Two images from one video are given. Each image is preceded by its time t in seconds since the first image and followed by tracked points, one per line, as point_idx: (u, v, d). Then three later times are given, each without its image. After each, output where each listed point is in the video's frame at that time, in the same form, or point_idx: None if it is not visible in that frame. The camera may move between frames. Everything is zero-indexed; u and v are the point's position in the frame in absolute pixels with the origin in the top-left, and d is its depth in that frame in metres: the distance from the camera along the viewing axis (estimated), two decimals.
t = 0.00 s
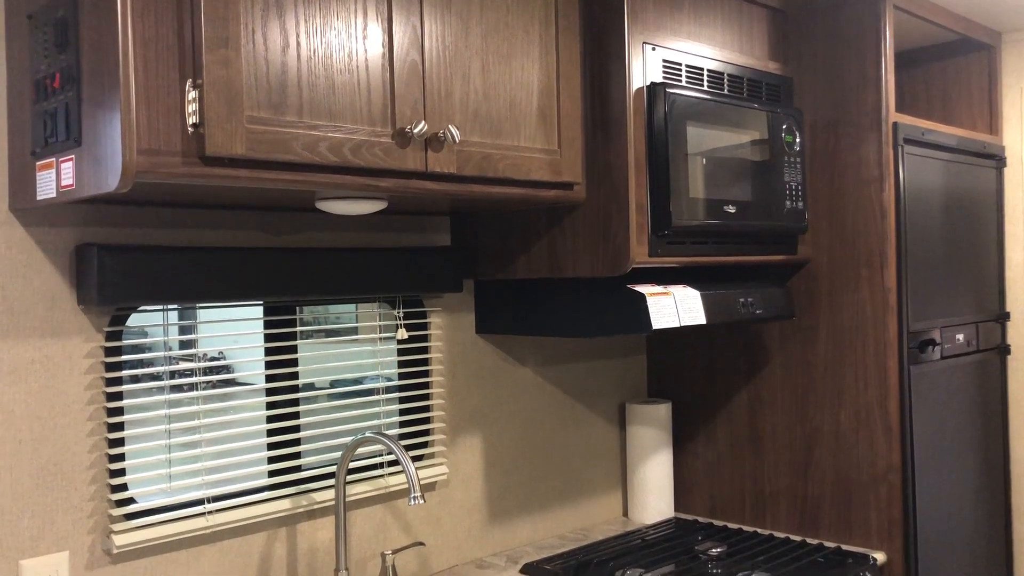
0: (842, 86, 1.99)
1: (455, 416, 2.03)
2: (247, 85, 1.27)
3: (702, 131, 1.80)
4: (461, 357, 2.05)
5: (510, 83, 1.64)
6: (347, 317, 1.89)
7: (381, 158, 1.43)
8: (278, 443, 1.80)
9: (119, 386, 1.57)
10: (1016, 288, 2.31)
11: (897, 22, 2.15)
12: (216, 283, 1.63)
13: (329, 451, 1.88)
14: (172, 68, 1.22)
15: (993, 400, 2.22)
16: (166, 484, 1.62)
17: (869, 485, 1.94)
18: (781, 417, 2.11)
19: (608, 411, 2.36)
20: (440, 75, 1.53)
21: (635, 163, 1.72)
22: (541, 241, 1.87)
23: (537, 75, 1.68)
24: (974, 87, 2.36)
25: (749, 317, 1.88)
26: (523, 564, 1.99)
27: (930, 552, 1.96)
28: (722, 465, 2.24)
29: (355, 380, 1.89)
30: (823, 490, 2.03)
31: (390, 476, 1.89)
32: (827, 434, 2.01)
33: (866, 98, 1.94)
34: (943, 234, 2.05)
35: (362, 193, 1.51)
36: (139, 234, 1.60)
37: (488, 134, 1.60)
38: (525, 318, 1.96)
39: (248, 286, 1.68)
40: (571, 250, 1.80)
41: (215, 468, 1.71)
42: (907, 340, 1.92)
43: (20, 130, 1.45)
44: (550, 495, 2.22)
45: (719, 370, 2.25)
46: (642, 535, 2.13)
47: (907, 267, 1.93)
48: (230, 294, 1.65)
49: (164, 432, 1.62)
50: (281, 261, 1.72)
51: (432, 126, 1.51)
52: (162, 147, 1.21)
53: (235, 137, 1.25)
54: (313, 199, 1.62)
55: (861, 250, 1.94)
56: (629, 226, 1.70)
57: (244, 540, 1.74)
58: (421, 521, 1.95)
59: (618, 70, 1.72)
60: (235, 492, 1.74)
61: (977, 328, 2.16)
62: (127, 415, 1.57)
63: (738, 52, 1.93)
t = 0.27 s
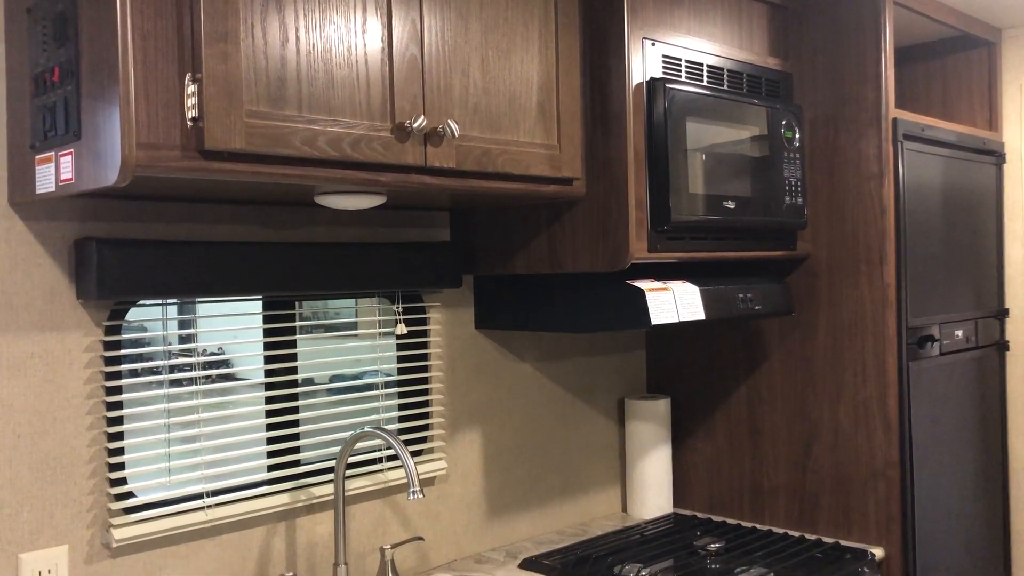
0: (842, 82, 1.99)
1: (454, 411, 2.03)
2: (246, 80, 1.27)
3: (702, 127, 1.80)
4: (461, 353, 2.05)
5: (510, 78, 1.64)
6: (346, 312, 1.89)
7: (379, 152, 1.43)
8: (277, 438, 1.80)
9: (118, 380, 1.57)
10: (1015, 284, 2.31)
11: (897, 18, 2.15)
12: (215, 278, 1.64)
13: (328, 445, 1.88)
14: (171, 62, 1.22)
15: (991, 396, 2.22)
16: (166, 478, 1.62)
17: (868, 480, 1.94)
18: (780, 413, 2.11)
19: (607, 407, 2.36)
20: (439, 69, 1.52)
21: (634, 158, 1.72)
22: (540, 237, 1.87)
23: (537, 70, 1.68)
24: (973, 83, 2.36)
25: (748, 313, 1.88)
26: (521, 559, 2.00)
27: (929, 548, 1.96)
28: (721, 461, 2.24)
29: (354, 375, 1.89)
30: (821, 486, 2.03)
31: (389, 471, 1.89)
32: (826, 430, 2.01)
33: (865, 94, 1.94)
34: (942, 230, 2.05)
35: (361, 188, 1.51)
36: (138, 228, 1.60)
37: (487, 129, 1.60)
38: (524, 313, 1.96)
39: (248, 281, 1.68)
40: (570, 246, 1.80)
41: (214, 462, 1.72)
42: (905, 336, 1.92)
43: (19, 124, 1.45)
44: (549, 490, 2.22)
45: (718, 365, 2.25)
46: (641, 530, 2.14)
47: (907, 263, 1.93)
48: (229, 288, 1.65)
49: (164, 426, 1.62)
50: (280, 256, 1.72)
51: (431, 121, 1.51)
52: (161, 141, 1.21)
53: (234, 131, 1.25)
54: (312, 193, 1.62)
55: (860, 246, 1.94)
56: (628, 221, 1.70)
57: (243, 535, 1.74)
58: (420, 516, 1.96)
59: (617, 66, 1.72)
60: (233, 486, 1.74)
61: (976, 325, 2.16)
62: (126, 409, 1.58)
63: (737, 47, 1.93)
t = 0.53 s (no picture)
0: (837, 77, 1.99)
1: (450, 404, 2.04)
2: (242, 73, 1.27)
3: (698, 121, 1.80)
4: (457, 346, 2.06)
5: (506, 72, 1.64)
6: (342, 305, 1.89)
7: (375, 146, 1.43)
8: (273, 431, 1.80)
9: (114, 373, 1.57)
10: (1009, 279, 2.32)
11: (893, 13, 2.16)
12: (211, 271, 1.64)
13: (324, 438, 1.89)
14: (168, 55, 1.22)
15: (985, 391, 2.23)
16: (162, 471, 1.63)
17: (861, 474, 1.95)
18: (774, 407, 2.12)
19: (602, 400, 2.37)
20: (435, 63, 1.52)
21: (630, 153, 1.72)
22: (536, 231, 1.88)
23: (532, 64, 1.68)
24: (968, 78, 2.36)
25: (743, 307, 1.89)
26: (517, 552, 2.01)
27: (922, 541, 1.97)
28: (715, 454, 2.25)
29: (350, 368, 1.90)
30: (815, 479, 2.04)
31: (385, 464, 1.90)
32: (821, 423, 2.02)
33: (861, 89, 1.95)
34: (937, 225, 2.06)
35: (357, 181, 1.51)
36: (134, 221, 1.61)
37: (483, 122, 1.60)
38: (519, 307, 1.96)
39: (244, 274, 1.68)
40: (566, 239, 1.81)
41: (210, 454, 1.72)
42: (900, 330, 1.93)
43: (15, 117, 1.45)
44: (545, 483, 2.23)
45: (713, 359, 2.26)
46: (636, 523, 2.15)
47: (901, 258, 1.94)
48: (225, 281, 1.66)
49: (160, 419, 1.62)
50: (276, 249, 1.73)
51: (428, 114, 1.51)
52: (157, 134, 1.21)
53: (230, 125, 1.25)
54: (308, 187, 1.62)
55: (855, 241, 1.95)
56: (623, 215, 1.70)
57: (239, 527, 1.75)
58: (416, 508, 1.96)
59: (613, 60, 1.72)
60: (230, 479, 1.75)
61: (970, 319, 2.17)
62: (122, 401, 1.58)
63: (733, 42, 1.93)
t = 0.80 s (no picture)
0: (832, 65, 1.99)
1: (444, 391, 2.04)
2: (235, 58, 1.27)
3: (692, 108, 1.80)
4: (450, 334, 2.06)
5: (500, 58, 1.64)
6: (336, 293, 1.89)
7: (368, 131, 1.43)
8: (266, 417, 1.80)
9: (107, 359, 1.57)
10: (1001, 267, 2.32)
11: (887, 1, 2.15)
12: (205, 258, 1.64)
13: (318, 425, 1.89)
14: (160, 39, 1.22)
15: (976, 379, 2.24)
16: (156, 457, 1.63)
17: (854, 461, 1.96)
18: (768, 395, 2.13)
19: (596, 388, 2.37)
20: (429, 49, 1.52)
21: (624, 140, 1.72)
22: (530, 218, 1.88)
23: (526, 50, 1.68)
24: (962, 67, 2.37)
25: (736, 294, 1.90)
26: (510, 538, 2.02)
27: (913, 528, 1.98)
28: (708, 442, 2.26)
29: (344, 355, 1.90)
30: (808, 466, 2.05)
31: (379, 451, 1.90)
32: (813, 411, 2.03)
33: (855, 78, 1.95)
34: (930, 213, 2.06)
35: (350, 166, 1.51)
36: (127, 207, 1.60)
37: (477, 108, 1.60)
38: (514, 294, 1.97)
39: (237, 260, 1.68)
40: (560, 226, 1.81)
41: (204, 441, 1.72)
42: (893, 318, 1.94)
43: (6, 101, 1.44)
44: (538, 471, 2.23)
45: (707, 347, 2.26)
46: (629, 510, 2.16)
47: (894, 246, 1.94)
48: (218, 267, 1.66)
49: (153, 405, 1.62)
50: (269, 235, 1.72)
51: (421, 100, 1.51)
52: (150, 118, 1.21)
53: (223, 109, 1.25)
54: (301, 172, 1.62)
55: (848, 229, 1.95)
56: (617, 202, 1.70)
57: (233, 514, 1.75)
58: (410, 495, 1.97)
59: (608, 47, 1.72)
60: (223, 465, 1.75)
61: (962, 307, 2.18)
62: (115, 387, 1.58)
63: (727, 29, 1.93)
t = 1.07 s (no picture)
0: (828, 49, 1.99)
1: (439, 374, 2.04)
2: (230, 38, 1.26)
3: (687, 91, 1.80)
4: (446, 317, 2.06)
5: (495, 40, 1.63)
6: (331, 275, 1.89)
7: (364, 112, 1.43)
8: (262, 400, 1.80)
9: (102, 340, 1.57)
10: (995, 252, 2.33)
11: None
12: (200, 240, 1.63)
13: (313, 407, 1.89)
14: (154, 17, 1.21)
15: (969, 363, 2.25)
16: (151, 438, 1.63)
17: (846, 444, 1.97)
18: (761, 378, 2.13)
19: (591, 372, 2.38)
20: (424, 30, 1.51)
21: (620, 123, 1.72)
22: (525, 201, 1.88)
23: (522, 32, 1.68)
24: (957, 52, 2.37)
25: (731, 278, 1.90)
26: (505, 520, 2.03)
27: (905, 510, 2.00)
28: (702, 426, 2.27)
29: (339, 338, 1.90)
30: (801, 449, 2.06)
31: (374, 433, 1.91)
32: (807, 394, 2.04)
33: (850, 62, 1.95)
34: (924, 197, 2.07)
35: (346, 148, 1.50)
36: (121, 188, 1.60)
37: (473, 90, 1.60)
38: (509, 277, 1.97)
39: (232, 242, 1.68)
40: (555, 209, 1.81)
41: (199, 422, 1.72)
42: (887, 302, 1.95)
43: None
44: (533, 454, 2.24)
45: (701, 332, 2.27)
46: (623, 493, 2.17)
47: (889, 230, 1.95)
48: (213, 249, 1.65)
49: (148, 386, 1.62)
50: (264, 217, 1.72)
51: (417, 81, 1.50)
52: (144, 98, 1.20)
53: (218, 89, 1.24)
54: (297, 154, 1.61)
55: (843, 213, 1.96)
56: (613, 185, 1.70)
57: (228, 495, 1.76)
58: (405, 478, 1.97)
59: (603, 29, 1.71)
60: (219, 447, 1.75)
61: (956, 292, 2.18)
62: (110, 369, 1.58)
63: (723, 12, 1.92)
